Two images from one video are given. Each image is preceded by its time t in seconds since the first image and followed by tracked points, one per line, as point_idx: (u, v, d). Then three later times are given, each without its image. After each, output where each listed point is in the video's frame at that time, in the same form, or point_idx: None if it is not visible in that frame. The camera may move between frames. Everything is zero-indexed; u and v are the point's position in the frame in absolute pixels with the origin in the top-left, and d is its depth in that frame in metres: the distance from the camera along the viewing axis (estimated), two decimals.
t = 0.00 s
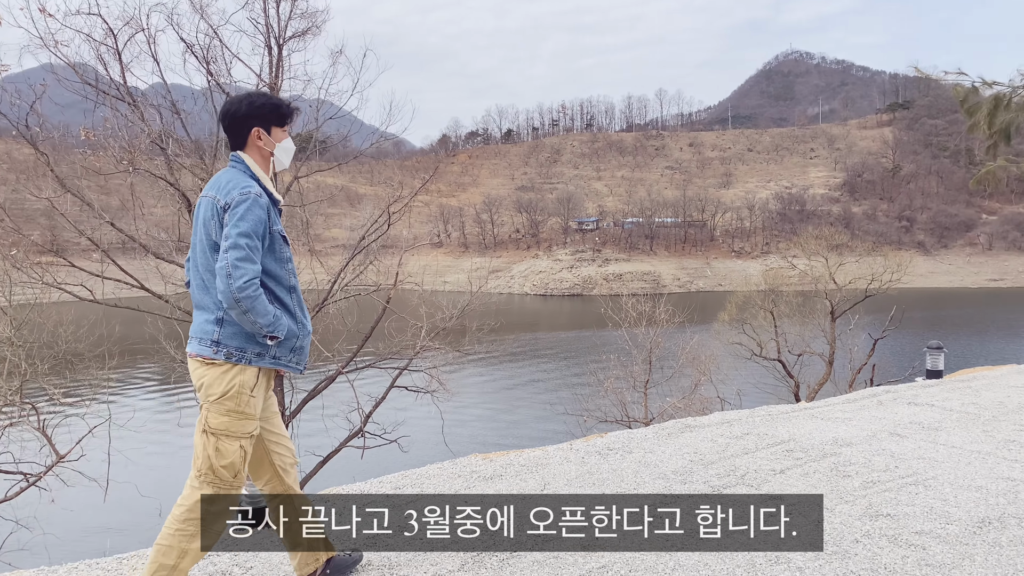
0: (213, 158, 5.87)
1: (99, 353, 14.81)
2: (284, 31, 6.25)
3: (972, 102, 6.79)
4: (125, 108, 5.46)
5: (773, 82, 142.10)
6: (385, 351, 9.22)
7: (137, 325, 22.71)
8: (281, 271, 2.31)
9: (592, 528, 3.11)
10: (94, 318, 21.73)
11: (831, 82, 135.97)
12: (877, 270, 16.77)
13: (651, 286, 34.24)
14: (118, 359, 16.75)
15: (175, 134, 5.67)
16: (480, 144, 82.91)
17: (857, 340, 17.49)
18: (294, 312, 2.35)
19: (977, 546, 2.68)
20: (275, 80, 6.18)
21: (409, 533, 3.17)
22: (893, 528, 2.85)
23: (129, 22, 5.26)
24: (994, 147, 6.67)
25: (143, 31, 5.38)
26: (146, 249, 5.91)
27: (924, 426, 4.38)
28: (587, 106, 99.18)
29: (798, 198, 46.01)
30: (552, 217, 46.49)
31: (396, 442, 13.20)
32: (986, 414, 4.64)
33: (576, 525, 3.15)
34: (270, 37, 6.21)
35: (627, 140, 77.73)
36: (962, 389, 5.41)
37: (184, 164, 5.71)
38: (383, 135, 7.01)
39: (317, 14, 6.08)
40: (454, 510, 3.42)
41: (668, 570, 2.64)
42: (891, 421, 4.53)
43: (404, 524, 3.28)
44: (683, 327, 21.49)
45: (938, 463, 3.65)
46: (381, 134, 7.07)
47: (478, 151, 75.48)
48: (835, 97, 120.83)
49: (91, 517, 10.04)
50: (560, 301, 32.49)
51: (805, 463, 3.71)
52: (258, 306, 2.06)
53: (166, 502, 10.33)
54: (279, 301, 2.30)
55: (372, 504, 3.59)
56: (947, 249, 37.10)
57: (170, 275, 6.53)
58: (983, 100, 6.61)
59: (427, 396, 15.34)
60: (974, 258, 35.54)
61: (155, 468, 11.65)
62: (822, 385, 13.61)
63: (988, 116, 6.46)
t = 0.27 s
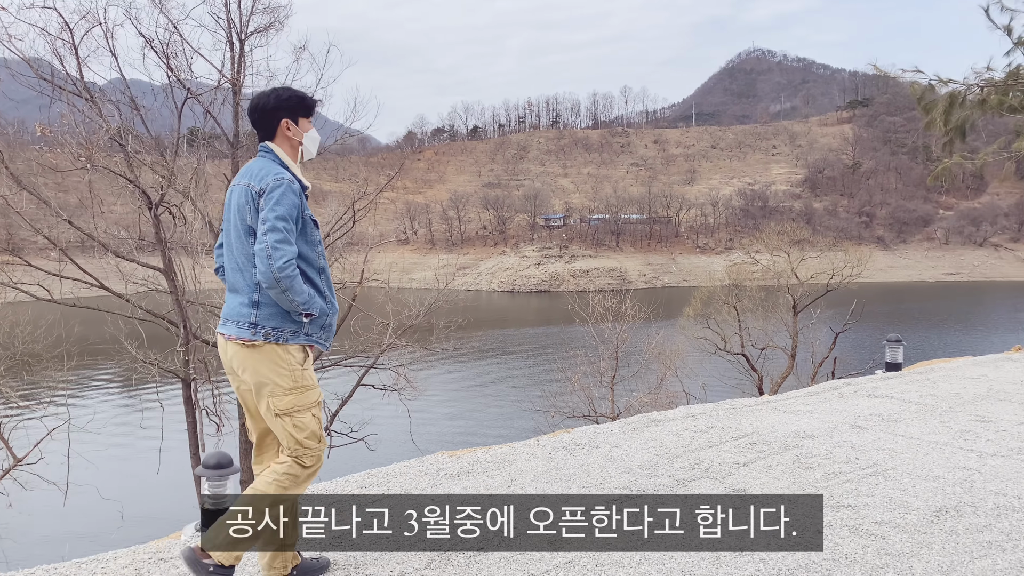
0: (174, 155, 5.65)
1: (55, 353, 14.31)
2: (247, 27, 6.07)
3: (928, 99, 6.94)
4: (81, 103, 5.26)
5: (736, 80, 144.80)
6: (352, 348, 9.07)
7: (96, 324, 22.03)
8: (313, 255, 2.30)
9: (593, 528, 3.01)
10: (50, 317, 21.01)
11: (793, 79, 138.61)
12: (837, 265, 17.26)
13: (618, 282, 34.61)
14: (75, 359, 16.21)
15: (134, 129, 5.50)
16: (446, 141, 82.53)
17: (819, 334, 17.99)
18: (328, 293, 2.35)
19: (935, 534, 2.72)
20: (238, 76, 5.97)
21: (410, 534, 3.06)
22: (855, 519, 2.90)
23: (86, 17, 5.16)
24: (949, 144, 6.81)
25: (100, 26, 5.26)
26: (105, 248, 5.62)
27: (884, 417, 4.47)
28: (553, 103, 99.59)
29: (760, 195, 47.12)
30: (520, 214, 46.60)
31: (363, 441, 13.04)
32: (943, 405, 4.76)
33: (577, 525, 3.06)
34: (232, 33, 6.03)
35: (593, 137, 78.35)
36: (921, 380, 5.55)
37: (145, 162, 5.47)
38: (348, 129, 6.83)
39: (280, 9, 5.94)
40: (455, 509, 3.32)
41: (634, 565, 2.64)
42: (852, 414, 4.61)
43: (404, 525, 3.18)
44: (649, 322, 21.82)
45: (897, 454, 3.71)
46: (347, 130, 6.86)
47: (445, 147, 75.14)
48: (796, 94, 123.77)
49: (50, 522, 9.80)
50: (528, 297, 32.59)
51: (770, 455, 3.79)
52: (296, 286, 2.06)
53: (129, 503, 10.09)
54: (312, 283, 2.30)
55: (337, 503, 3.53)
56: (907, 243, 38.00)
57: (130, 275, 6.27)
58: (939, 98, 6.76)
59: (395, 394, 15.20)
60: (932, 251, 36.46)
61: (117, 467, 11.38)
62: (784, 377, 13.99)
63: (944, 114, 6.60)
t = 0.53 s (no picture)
0: (133, 153, 5.48)
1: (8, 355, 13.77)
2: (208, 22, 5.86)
3: (886, 100, 7.15)
4: (37, 99, 5.13)
5: (700, 79, 147.29)
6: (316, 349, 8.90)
7: (52, 325, 21.27)
8: (332, 254, 2.46)
9: (592, 528, 2.97)
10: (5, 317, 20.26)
11: (756, 79, 141.26)
12: (799, 262, 17.72)
13: (584, 280, 34.87)
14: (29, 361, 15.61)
15: (91, 126, 5.35)
16: (412, 138, 81.91)
17: (781, 330, 18.45)
18: (343, 290, 2.52)
19: (895, 526, 2.74)
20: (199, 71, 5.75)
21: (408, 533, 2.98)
22: (814, 511, 2.93)
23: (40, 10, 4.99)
24: (907, 143, 7.05)
25: (56, 19, 5.09)
26: (62, 247, 5.32)
27: (846, 412, 4.57)
28: (520, 101, 99.71)
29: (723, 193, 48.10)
30: (487, 213, 46.55)
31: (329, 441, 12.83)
32: (902, 398, 4.87)
33: (576, 525, 3.01)
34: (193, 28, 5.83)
35: (559, 135, 78.76)
36: (880, 374, 5.71)
37: (104, 158, 5.36)
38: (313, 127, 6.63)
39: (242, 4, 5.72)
40: (454, 509, 3.25)
41: (600, 562, 2.65)
42: (814, 410, 4.71)
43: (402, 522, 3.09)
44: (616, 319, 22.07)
45: (859, 448, 3.75)
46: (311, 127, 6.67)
47: (411, 145, 74.58)
48: (758, 94, 126.58)
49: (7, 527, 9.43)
50: (495, 295, 32.57)
51: (736, 450, 3.86)
52: (317, 286, 2.22)
53: (90, 508, 9.75)
54: (330, 281, 2.46)
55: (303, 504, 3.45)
56: (866, 240, 39.15)
57: (88, 274, 5.97)
58: (898, 97, 6.97)
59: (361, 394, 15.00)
60: (891, 248, 37.50)
61: (79, 470, 11.02)
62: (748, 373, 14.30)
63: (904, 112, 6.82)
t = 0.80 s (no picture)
0: (95, 152, 5.28)
1: None
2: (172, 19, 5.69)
3: (849, 102, 7.37)
4: None
5: (668, 80, 149.33)
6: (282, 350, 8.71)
7: (8, 327, 20.49)
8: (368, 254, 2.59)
9: (591, 528, 2.94)
10: None
11: (722, 80, 143.65)
12: (764, 261, 18.10)
13: (553, 280, 35.00)
14: None
15: (51, 125, 5.16)
16: (380, 137, 81.11)
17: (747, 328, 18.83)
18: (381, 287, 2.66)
19: (859, 521, 2.78)
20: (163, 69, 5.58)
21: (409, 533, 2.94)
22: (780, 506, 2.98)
23: None
24: (870, 144, 7.28)
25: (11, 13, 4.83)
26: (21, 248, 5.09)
27: (811, 409, 4.67)
28: (488, 100, 99.57)
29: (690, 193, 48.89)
30: (456, 212, 46.38)
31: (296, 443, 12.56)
32: (865, 395, 4.98)
33: (576, 525, 2.98)
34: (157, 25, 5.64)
35: (528, 135, 78.96)
36: (844, 372, 5.86)
37: (63, 157, 5.14)
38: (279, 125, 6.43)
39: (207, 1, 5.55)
40: (454, 509, 3.22)
41: (570, 561, 2.65)
42: (781, 408, 4.79)
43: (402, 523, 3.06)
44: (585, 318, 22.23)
45: (823, 444, 3.82)
46: (277, 126, 6.54)
47: (379, 144, 73.85)
48: (724, 95, 128.81)
49: None
50: (465, 295, 32.45)
51: (704, 448, 3.92)
52: (360, 287, 2.36)
53: (51, 514, 9.37)
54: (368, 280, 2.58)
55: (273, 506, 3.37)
56: (830, 240, 40.27)
57: (48, 275, 5.73)
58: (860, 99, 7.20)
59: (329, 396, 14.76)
60: (854, 248, 38.59)
61: (37, 476, 10.59)
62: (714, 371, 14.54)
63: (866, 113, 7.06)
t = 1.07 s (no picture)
0: (56, 151, 5.09)
1: None
2: (135, 16, 5.53)
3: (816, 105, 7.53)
4: None
5: (636, 82, 151.30)
6: (249, 354, 8.51)
7: None
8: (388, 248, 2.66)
9: (594, 528, 2.92)
10: None
11: (691, 82, 145.71)
12: (731, 262, 18.45)
13: (524, 281, 35.05)
14: None
15: (10, 124, 4.94)
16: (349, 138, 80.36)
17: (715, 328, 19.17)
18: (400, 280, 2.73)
19: (826, 518, 2.81)
20: (127, 68, 5.43)
21: (411, 534, 2.92)
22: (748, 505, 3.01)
23: None
24: (835, 146, 7.47)
25: None
26: None
27: (777, 408, 4.78)
28: (459, 101, 99.35)
29: (659, 194, 49.56)
30: (426, 213, 46.13)
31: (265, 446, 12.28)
32: (831, 394, 5.09)
33: (576, 525, 2.97)
34: (120, 23, 5.48)
35: (498, 136, 79.02)
36: (811, 371, 6.01)
37: (23, 156, 4.93)
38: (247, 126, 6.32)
39: None
40: (454, 509, 3.19)
41: (539, 562, 2.64)
42: (751, 407, 4.87)
43: (402, 524, 3.03)
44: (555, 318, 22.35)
45: (790, 443, 3.90)
46: (244, 126, 6.40)
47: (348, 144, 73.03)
48: (692, 97, 130.79)
49: None
50: (436, 296, 32.29)
51: (672, 448, 3.96)
52: (384, 280, 2.43)
53: (12, 522, 9.00)
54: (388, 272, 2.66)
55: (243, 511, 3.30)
56: (796, 241, 41.24)
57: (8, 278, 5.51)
58: (825, 101, 7.36)
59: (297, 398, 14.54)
60: (820, 249, 39.49)
61: None
62: (683, 370, 14.75)
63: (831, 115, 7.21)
